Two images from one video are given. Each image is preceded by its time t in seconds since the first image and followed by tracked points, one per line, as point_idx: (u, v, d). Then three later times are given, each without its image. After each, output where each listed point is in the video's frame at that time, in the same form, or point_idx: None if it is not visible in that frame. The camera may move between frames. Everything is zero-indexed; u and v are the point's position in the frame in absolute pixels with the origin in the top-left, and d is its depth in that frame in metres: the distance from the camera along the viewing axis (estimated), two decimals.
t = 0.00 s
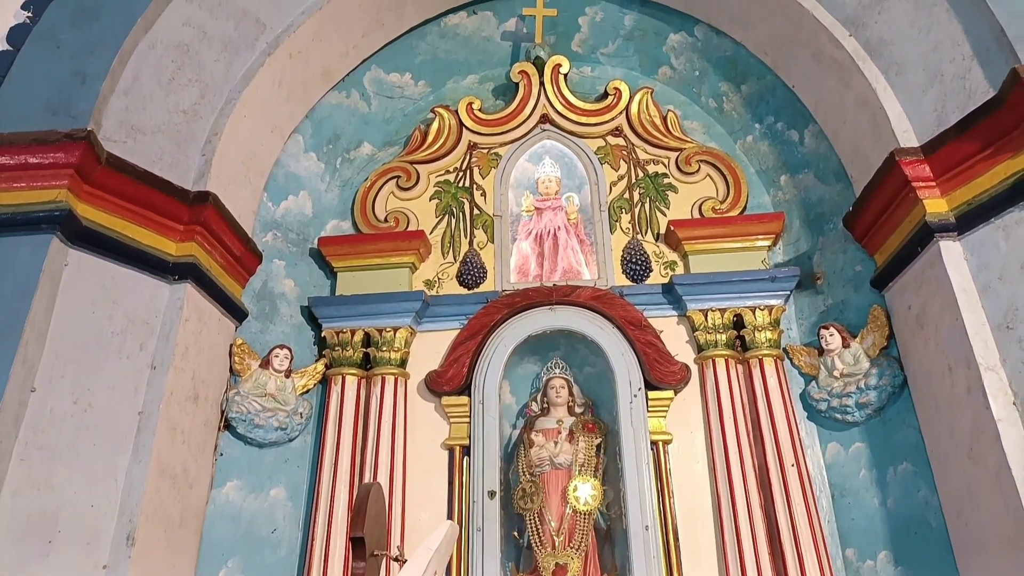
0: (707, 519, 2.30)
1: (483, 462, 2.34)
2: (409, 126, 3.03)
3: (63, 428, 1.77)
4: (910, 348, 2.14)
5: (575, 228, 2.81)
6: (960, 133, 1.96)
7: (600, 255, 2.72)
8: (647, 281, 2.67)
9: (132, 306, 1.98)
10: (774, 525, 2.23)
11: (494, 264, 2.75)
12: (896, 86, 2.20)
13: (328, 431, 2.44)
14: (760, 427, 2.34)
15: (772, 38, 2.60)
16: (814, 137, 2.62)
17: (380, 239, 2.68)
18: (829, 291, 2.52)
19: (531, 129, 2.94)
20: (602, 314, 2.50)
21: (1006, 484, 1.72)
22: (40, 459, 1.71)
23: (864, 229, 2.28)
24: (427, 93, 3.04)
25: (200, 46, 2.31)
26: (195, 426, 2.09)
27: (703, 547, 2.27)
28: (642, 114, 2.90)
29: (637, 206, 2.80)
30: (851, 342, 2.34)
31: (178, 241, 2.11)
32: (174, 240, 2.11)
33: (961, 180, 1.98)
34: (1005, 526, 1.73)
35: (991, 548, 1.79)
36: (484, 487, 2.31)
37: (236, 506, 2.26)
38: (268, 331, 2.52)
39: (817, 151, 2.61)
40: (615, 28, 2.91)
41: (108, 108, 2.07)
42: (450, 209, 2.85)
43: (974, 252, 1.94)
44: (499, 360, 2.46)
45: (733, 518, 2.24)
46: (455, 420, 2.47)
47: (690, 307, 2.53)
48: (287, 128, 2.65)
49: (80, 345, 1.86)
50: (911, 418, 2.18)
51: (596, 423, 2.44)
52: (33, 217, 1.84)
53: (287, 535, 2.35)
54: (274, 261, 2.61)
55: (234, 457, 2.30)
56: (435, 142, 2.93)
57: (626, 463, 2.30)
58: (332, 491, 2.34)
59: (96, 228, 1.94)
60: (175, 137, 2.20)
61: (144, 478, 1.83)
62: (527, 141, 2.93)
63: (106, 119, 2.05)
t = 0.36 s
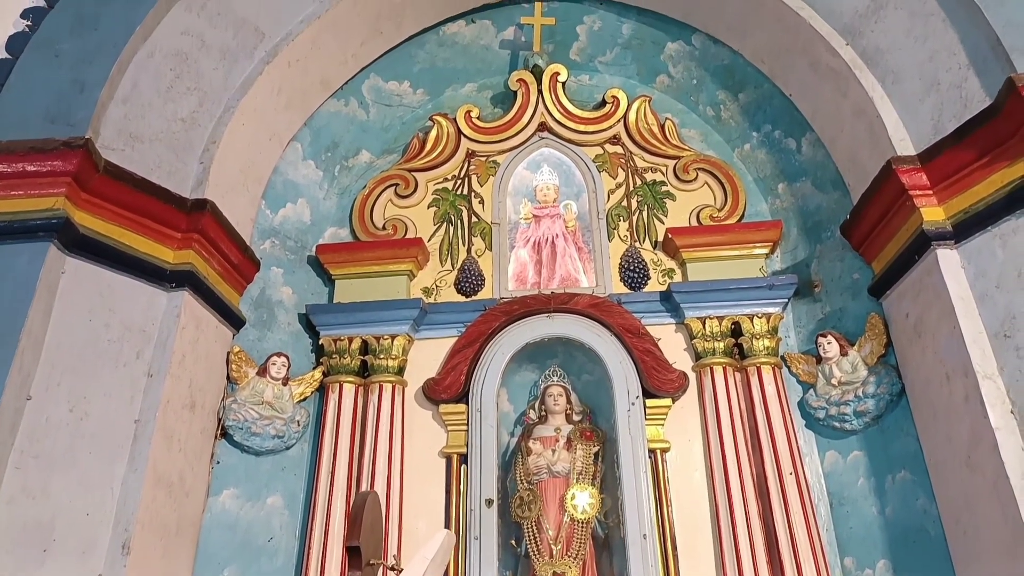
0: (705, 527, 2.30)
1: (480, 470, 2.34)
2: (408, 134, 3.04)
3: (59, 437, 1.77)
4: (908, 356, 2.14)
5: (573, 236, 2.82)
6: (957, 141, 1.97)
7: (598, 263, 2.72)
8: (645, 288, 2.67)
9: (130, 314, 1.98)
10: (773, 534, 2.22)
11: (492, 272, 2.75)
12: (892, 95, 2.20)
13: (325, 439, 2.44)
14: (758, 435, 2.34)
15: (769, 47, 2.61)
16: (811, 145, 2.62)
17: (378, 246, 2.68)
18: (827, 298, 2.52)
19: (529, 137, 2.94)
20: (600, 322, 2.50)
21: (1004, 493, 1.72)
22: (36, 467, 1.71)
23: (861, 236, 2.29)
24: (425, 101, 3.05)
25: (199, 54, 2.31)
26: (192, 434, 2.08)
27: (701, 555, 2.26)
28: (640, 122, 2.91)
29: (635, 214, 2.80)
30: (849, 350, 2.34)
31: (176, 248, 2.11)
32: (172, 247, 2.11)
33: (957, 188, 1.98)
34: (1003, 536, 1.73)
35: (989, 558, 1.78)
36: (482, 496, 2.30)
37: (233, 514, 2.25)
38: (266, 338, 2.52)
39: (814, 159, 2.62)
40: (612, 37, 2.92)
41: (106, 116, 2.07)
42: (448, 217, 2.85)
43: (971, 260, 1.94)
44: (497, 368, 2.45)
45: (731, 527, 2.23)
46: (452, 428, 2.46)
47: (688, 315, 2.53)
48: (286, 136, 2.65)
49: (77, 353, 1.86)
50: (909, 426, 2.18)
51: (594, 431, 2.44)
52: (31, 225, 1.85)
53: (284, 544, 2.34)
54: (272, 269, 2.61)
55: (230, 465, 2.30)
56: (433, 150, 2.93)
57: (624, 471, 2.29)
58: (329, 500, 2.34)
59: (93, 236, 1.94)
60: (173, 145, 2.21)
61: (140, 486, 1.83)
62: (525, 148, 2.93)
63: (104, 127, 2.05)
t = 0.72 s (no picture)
0: (704, 534, 2.29)
1: (478, 476, 2.33)
2: (407, 140, 3.03)
3: (54, 444, 1.76)
4: (907, 362, 2.13)
5: (572, 242, 2.82)
6: (955, 147, 1.97)
7: (596, 269, 2.72)
8: (644, 294, 2.66)
9: (127, 320, 1.98)
10: (772, 541, 2.21)
11: (490, 278, 2.74)
12: (890, 101, 2.20)
13: (323, 445, 2.43)
14: (757, 441, 2.33)
15: (767, 54, 2.61)
16: (809, 151, 2.63)
17: (376, 252, 2.68)
18: (825, 304, 2.52)
19: (527, 143, 2.95)
20: (598, 328, 2.49)
21: (1003, 500, 1.71)
22: (31, 475, 1.71)
23: (859, 242, 2.28)
24: (424, 107, 3.05)
25: (198, 60, 2.32)
26: (189, 441, 2.08)
27: (700, 563, 2.25)
28: (639, 128, 2.91)
29: (633, 220, 2.80)
30: (848, 356, 2.33)
31: (173, 254, 2.11)
32: (169, 253, 2.11)
33: (955, 194, 1.98)
34: (1003, 543, 1.72)
35: (989, 566, 1.77)
36: (480, 502, 2.29)
37: (229, 522, 2.25)
38: (264, 344, 2.51)
39: (812, 165, 2.62)
40: (611, 43, 2.92)
41: (104, 122, 2.08)
42: (447, 223, 2.85)
43: (970, 267, 1.94)
44: (495, 374, 2.45)
45: (730, 534, 2.23)
46: (450, 434, 2.45)
47: (686, 321, 2.53)
48: (284, 142, 2.65)
49: (73, 360, 1.85)
50: (908, 432, 2.18)
51: (592, 437, 2.43)
52: (28, 231, 1.85)
53: (281, 551, 2.33)
54: (270, 275, 2.61)
55: (228, 472, 2.29)
56: (432, 156, 2.93)
57: (623, 478, 2.29)
58: (326, 507, 2.33)
59: (90, 242, 1.94)
60: (171, 152, 2.21)
61: (136, 493, 1.82)
62: (523, 155, 2.94)
63: (102, 133, 2.06)
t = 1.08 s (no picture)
0: (703, 540, 2.28)
1: (477, 482, 2.32)
2: (406, 145, 3.03)
3: (50, 449, 1.76)
4: (906, 367, 2.13)
5: (570, 247, 2.81)
6: (953, 153, 1.97)
7: (595, 274, 2.71)
8: (642, 299, 2.66)
9: (124, 325, 1.97)
10: (771, 547, 2.20)
11: (489, 283, 2.74)
12: (889, 106, 2.20)
13: (320, 451, 2.42)
14: (756, 446, 2.33)
15: (766, 59, 2.61)
16: (808, 156, 2.63)
17: (374, 257, 2.67)
18: (824, 309, 2.51)
19: (526, 148, 2.94)
20: (597, 333, 2.49)
21: (1003, 507, 1.70)
22: (26, 480, 1.70)
23: (859, 248, 2.28)
24: (423, 112, 3.04)
25: (196, 65, 2.32)
26: (186, 447, 2.07)
27: (699, 569, 2.24)
28: (638, 133, 2.91)
29: (632, 225, 2.80)
30: (847, 361, 2.33)
31: (171, 259, 2.10)
32: (167, 258, 2.10)
33: (954, 199, 1.98)
34: (1003, 550, 1.71)
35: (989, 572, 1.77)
36: (478, 508, 2.28)
37: (226, 527, 2.24)
38: (262, 349, 2.51)
39: (811, 170, 2.62)
40: (609, 49, 2.93)
41: (101, 127, 2.08)
42: (445, 228, 2.85)
43: (969, 271, 1.94)
44: (494, 379, 2.44)
45: (730, 540, 2.22)
46: (449, 440, 2.45)
47: (685, 326, 2.52)
48: (283, 147, 2.65)
49: (69, 365, 1.85)
50: (908, 438, 2.18)
51: (591, 443, 2.42)
52: (25, 235, 1.84)
53: (278, 557, 2.32)
54: (269, 280, 2.61)
55: (224, 478, 2.28)
56: (430, 161, 2.93)
57: (622, 484, 2.28)
58: (323, 513, 2.32)
59: (87, 247, 1.93)
60: (169, 156, 2.21)
61: (132, 499, 1.81)
62: (522, 159, 2.93)
63: (99, 138, 2.06)
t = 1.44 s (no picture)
0: (702, 546, 2.27)
1: (475, 488, 2.31)
2: (404, 150, 3.03)
3: (46, 455, 1.75)
4: (905, 373, 2.12)
5: (569, 252, 2.81)
6: (951, 158, 1.97)
7: (594, 279, 2.71)
8: (641, 304, 2.65)
9: (120, 331, 1.97)
10: (770, 553, 2.19)
11: (487, 288, 2.74)
12: (887, 111, 2.20)
13: (318, 457, 2.41)
14: (755, 452, 2.32)
15: (764, 65, 2.61)
16: (806, 161, 2.63)
17: (372, 262, 2.67)
18: (823, 314, 2.51)
19: (525, 153, 2.94)
20: (595, 338, 2.48)
21: (1003, 513, 1.70)
22: (21, 486, 1.69)
23: (858, 252, 2.28)
24: (421, 117, 3.04)
25: (194, 71, 2.32)
26: (182, 452, 2.06)
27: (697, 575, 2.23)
28: (636, 138, 2.91)
29: (631, 230, 2.79)
30: (846, 367, 2.32)
31: (168, 264, 2.10)
32: (164, 263, 2.10)
33: (952, 204, 1.98)
34: (1003, 556, 1.70)
35: None
36: (476, 514, 2.27)
37: (222, 534, 2.23)
38: (259, 355, 2.50)
39: (810, 175, 2.62)
40: (607, 54, 2.93)
41: (99, 132, 2.07)
42: (443, 233, 2.85)
43: (968, 276, 1.93)
44: (492, 385, 2.44)
45: (728, 546, 2.21)
46: (447, 445, 2.44)
47: (684, 331, 2.52)
48: (281, 152, 2.65)
49: (65, 370, 1.84)
50: (908, 444, 2.17)
51: (590, 449, 2.41)
52: (21, 240, 1.84)
53: (275, 563, 2.31)
54: (266, 285, 2.61)
55: (221, 483, 2.28)
56: (429, 166, 2.93)
57: (620, 490, 2.27)
58: (320, 519, 2.31)
59: (84, 252, 1.93)
60: (166, 161, 2.20)
61: (128, 505, 1.80)
62: (521, 164, 2.93)
63: (96, 143, 2.06)
